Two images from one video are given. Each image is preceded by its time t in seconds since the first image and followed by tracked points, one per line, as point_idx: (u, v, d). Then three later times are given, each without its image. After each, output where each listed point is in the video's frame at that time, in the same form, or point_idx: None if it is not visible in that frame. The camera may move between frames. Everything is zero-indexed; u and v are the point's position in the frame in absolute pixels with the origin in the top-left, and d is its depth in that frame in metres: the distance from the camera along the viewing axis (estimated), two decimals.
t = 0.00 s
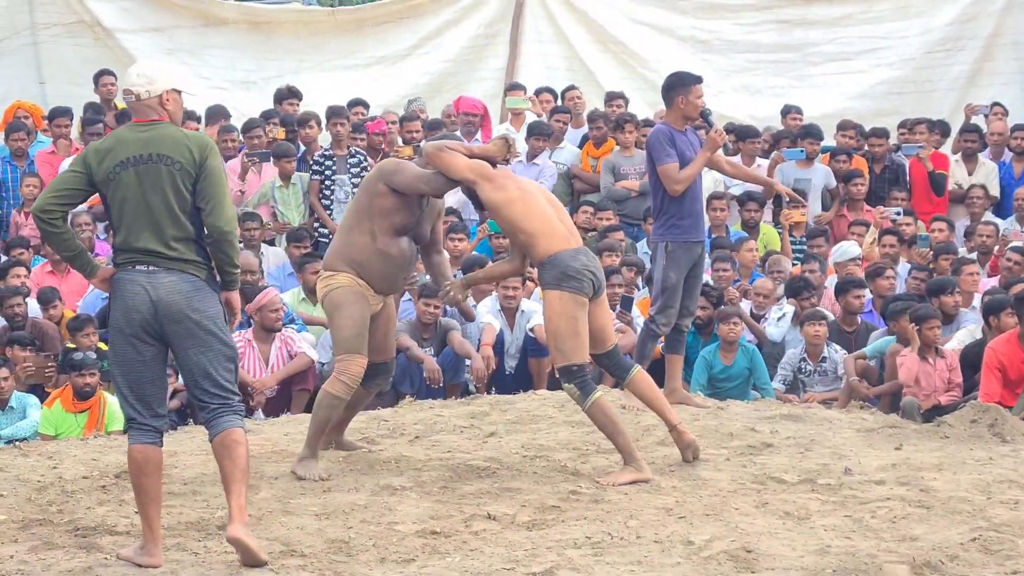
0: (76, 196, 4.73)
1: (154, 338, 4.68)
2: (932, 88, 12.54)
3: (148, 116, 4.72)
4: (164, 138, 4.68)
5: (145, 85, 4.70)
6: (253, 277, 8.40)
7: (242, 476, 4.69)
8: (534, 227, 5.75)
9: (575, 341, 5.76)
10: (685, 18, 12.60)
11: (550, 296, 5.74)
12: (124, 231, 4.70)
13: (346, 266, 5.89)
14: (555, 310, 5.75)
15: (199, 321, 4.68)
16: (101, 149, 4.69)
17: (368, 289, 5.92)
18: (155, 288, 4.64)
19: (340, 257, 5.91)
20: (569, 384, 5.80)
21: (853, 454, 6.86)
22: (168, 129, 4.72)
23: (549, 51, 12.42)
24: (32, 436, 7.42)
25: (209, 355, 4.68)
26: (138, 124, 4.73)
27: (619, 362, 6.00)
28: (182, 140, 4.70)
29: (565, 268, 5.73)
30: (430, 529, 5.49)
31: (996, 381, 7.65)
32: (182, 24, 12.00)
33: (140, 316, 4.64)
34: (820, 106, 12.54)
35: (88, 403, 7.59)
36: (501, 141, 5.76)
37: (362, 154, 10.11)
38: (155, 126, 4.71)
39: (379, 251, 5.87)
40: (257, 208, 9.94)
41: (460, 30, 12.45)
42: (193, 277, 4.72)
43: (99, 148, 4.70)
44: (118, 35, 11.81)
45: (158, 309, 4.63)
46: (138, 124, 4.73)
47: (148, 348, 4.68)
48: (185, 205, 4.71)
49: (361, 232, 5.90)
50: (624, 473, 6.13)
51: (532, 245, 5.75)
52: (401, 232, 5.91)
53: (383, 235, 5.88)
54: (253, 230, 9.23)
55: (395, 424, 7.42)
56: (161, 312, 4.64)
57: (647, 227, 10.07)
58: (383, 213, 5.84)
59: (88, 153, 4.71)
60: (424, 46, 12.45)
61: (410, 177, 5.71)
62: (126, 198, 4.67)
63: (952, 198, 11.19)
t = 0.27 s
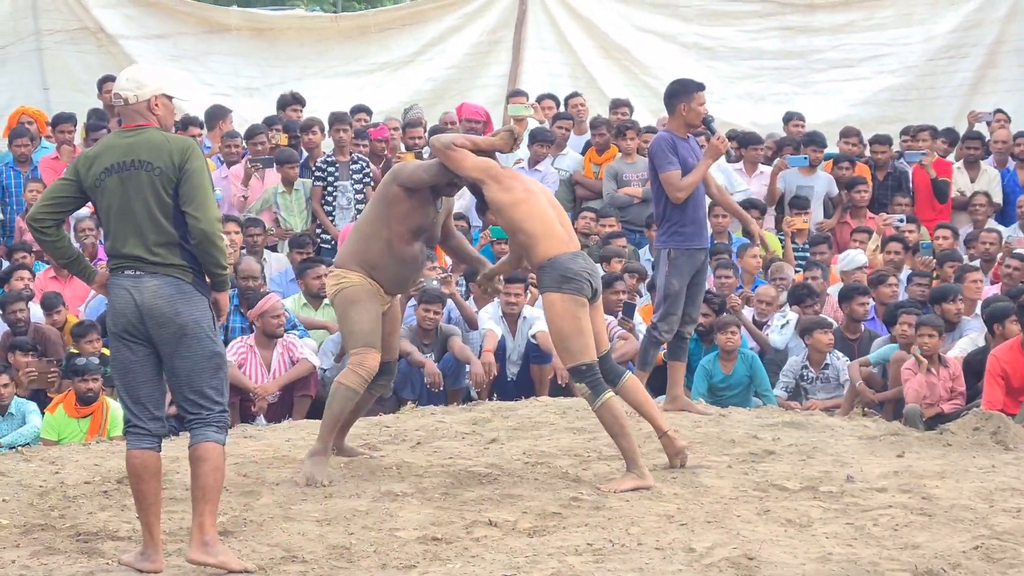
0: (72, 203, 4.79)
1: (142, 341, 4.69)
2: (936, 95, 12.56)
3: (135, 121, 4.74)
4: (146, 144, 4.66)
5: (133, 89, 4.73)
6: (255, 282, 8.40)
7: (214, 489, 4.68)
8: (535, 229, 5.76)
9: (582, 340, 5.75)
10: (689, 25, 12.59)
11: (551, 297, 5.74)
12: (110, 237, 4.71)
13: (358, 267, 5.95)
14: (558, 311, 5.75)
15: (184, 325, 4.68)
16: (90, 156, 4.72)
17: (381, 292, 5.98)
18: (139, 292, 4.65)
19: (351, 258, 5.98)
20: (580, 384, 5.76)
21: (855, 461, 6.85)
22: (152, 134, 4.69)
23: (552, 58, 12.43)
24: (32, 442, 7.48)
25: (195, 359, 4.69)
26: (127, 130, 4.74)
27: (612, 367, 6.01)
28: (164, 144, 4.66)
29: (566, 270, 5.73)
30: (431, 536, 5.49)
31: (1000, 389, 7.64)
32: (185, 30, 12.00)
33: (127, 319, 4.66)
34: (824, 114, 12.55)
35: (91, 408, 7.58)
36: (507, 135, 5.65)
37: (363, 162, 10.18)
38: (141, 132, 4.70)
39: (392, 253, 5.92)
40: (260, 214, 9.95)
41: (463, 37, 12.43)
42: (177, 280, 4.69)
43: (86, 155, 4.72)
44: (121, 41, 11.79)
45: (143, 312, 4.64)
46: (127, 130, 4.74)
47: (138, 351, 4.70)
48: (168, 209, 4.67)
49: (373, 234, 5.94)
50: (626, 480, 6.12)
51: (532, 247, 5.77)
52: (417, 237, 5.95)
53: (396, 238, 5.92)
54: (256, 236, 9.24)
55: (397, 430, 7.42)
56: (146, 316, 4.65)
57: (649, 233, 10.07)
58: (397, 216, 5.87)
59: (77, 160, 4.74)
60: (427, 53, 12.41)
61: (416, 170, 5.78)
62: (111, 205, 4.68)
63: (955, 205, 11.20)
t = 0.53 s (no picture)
0: (82, 207, 4.83)
1: (143, 345, 4.71)
2: (941, 101, 12.57)
3: (144, 126, 4.75)
4: (150, 150, 4.66)
5: (142, 94, 4.73)
6: (260, 288, 8.45)
7: (214, 495, 4.65)
8: (539, 233, 5.77)
9: (592, 343, 5.76)
10: (693, 30, 12.60)
11: (559, 301, 5.74)
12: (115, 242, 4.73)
13: (374, 275, 5.97)
14: (566, 315, 5.75)
15: (180, 330, 4.66)
16: (98, 161, 4.74)
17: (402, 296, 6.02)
18: (138, 295, 4.66)
19: (368, 266, 5.98)
20: (594, 385, 5.76)
21: (859, 467, 6.84)
22: (157, 139, 4.69)
23: (556, 63, 12.44)
24: (35, 447, 7.47)
25: (190, 365, 4.66)
26: (135, 135, 4.75)
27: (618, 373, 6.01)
28: (167, 150, 4.65)
29: (573, 273, 5.73)
30: (435, 541, 5.48)
31: (1004, 396, 7.63)
32: (191, 35, 12.03)
33: (127, 322, 4.68)
34: (828, 120, 12.57)
35: (95, 413, 7.60)
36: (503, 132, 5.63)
37: (369, 167, 10.12)
38: (146, 138, 4.70)
39: (404, 257, 5.93)
40: (265, 218, 10.00)
41: (467, 42, 12.45)
42: (176, 284, 4.68)
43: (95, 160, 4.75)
44: (127, 46, 11.84)
45: (141, 316, 4.66)
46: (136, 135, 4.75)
47: (139, 355, 4.72)
48: (170, 215, 4.66)
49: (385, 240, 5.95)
50: (630, 486, 6.12)
51: (537, 252, 5.77)
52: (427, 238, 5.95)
53: (408, 244, 5.92)
54: (260, 241, 9.27)
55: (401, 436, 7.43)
56: (144, 320, 4.66)
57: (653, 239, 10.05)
58: (405, 220, 5.88)
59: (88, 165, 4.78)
60: (432, 58, 12.42)
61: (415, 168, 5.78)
62: (115, 209, 4.69)
63: (959, 211, 11.20)
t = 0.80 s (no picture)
0: (103, 204, 4.82)
1: (160, 352, 4.71)
2: (946, 106, 12.58)
3: (174, 130, 4.74)
4: (174, 156, 4.65)
5: (173, 97, 4.74)
6: (264, 293, 8.43)
7: (232, 498, 4.65)
8: (549, 237, 5.80)
9: (603, 347, 5.79)
10: (698, 35, 12.59)
11: (568, 305, 5.77)
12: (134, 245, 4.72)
13: (406, 291, 5.89)
14: (576, 319, 5.78)
15: (199, 338, 4.66)
16: (124, 162, 4.74)
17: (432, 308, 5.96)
18: (157, 302, 4.67)
19: (401, 283, 5.88)
20: (604, 389, 5.79)
21: (864, 473, 6.84)
22: (184, 147, 4.69)
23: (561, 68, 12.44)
24: (37, 450, 7.45)
25: (209, 373, 4.66)
26: (162, 139, 4.74)
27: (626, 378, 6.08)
28: (193, 159, 4.65)
29: (582, 277, 5.76)
30: (440, 546, 5.48)
31: (1009, 401, 7.61)
32: (196, 40, 12.05)
33: (145, 329, 4.69)
34: (833, 125, 12.58)
35: (99, 417, 7.58)
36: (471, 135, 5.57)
37: (373, 172, 10.26)
38: (173, 144, 4.69)
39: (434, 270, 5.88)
40: (269, 223, 9.96)
41: (472, 47, 12.45)
42: (195, 292, 4.68)
43: (121, 161, 4.75)
44: (132, 51, 11.85)
45: (160, 323, 4.66)
46: (163, 138, 4.74)
47: (156, 361, 4.71)
48: (191, 224, 4.66)
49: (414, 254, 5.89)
50: (635, 491, 6.12)
51: (546, 255, 5.81)
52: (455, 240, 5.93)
53: (435, 250, 5.88)
54: (265, 246, 9.30)
55: (405, 440, 7.43)
56: (163, 327, 4.66)
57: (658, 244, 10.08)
58: (424, 227, 5.86)
59: (113, 164, 4.77)
60: (437, 63, 12.42)
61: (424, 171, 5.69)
62: (134, 212, 4.68)
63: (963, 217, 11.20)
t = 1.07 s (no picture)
0: (128, 207, 4.80)
1: (179, 359, 4.70)
2: (947, 108, 12.59)
3: (210, 139, 4.78)
4: (211, 167, 4.68)
5: (211, 105, 4.78)
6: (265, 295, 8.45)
7: (230, 509, 4.66)
8: (560, 240, 5.87)
9: (607, 347, 5.82)
10: (699, 38, 12.59)
11: (573, 305, 5.82)
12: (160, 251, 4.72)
13: (413, 292, 5.88)
14: (581, 319, 5.82)
15: (223, 347, 4.67)
16: (157, 168, 4.74)
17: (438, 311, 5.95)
18: (183, 311, 4.66)
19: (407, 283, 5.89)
20: (608, 390, 5.80)
21: (865, 475, 6.84)
22: (219, 158, 4.71)
23: (562, 72, 12.44)
24: (41, 452, 7.41)
25: (229, 382, 4.67)
26: (196, 148, 4.76)
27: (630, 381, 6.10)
28: (228, 171, 4.67)
29: (588, 279, 5.82)
30: (441, 548, 5.47)
31: (1010, 404, 7.59)
32: (197, 43, 12.06)
33: (167, 336, 4.67)
34: (834, 128, 12.60)
35: (101, 420, 7.60)
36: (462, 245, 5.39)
37: (374, 175, 10.26)
38: (210, 154, 4.72)
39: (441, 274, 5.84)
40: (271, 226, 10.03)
41: (474, 50, 12.45)
42: (222, 301, 4.69)
43: (153, 166, 4.75)
44: (133, 54, 11.86)
45: (185, 331, 4.65)
46: (198, 146, 4.77)
47: (175, 367, 4.70)
48: (221, 237, 4.68)
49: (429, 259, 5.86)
50: (636, 494, 6.12)
51: (556, 255, 5.87)
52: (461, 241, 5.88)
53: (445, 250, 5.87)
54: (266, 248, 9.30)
55: (406, 443, 7.43)
56: (187, 335, 4.66)
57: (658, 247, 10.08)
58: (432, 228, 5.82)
59: (144, 168, 4.77)
60: (438, 66, 12.41)
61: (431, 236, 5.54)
62: (165, 218, 4.69)
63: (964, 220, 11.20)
